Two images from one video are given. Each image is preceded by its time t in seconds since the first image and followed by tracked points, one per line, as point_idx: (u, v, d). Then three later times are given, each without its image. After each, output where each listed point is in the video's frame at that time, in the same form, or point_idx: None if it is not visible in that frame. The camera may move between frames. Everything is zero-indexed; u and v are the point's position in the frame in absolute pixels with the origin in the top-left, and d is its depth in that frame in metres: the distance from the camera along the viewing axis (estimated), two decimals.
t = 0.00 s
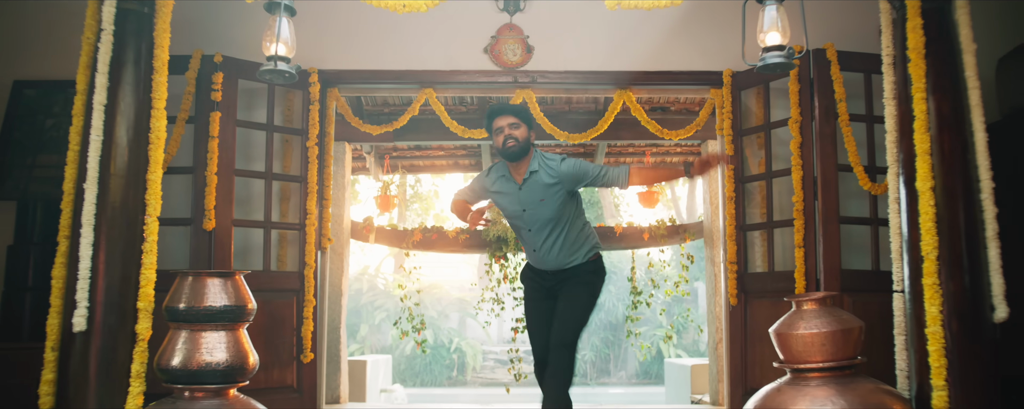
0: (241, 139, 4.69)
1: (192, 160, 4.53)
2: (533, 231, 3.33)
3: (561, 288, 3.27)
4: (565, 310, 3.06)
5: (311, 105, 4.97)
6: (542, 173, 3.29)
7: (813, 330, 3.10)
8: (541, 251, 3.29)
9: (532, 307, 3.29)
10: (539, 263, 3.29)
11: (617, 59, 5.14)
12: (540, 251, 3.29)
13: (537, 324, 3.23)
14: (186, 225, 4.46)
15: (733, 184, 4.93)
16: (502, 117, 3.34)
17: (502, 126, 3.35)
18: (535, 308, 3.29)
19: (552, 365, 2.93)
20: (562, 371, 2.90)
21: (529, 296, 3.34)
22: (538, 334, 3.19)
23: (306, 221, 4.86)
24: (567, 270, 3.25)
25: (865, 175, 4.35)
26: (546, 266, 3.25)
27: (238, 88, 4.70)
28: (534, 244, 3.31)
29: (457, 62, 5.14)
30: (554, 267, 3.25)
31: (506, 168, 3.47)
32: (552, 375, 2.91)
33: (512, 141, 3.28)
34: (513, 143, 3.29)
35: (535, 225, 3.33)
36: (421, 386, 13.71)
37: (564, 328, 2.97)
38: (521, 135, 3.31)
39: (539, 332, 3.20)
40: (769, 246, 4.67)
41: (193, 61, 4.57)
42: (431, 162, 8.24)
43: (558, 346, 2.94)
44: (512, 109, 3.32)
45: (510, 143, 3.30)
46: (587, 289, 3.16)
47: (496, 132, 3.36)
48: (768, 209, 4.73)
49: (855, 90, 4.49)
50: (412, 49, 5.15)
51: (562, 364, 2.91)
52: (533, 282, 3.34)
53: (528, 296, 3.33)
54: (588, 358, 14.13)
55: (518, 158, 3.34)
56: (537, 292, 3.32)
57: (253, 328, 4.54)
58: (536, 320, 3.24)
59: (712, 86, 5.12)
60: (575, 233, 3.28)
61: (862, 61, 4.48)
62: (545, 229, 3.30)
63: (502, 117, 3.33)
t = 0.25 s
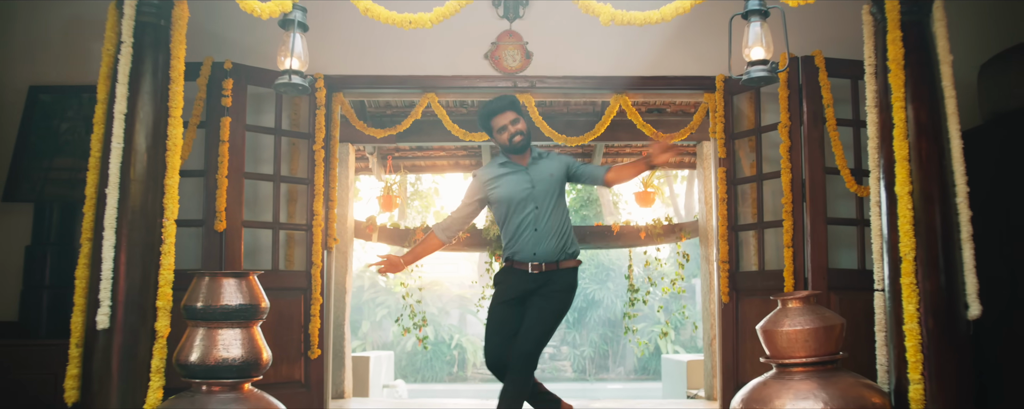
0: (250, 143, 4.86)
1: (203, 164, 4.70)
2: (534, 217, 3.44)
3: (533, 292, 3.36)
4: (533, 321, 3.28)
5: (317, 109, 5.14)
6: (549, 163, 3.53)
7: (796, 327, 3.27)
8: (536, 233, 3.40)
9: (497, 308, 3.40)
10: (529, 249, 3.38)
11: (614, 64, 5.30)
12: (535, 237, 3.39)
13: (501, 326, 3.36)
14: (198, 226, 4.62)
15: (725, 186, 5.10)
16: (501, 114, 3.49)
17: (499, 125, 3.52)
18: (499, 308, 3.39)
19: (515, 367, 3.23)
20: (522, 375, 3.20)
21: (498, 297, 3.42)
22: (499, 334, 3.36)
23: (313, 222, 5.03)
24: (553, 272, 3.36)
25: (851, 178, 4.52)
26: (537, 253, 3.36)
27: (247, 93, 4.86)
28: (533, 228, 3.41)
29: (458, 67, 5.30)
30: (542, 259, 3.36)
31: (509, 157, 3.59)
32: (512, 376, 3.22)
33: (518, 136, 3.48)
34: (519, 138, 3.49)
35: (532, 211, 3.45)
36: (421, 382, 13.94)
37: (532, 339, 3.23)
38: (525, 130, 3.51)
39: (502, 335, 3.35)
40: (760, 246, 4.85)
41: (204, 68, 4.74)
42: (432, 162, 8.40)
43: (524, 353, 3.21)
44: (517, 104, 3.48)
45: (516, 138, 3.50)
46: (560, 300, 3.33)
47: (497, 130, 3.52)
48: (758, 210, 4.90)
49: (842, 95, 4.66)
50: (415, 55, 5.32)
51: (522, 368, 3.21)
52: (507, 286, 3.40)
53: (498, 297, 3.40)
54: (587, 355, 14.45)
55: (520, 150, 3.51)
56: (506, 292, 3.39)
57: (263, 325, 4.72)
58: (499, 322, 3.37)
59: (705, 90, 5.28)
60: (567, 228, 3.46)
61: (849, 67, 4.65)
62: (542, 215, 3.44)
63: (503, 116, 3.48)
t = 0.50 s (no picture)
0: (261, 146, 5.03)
1: (216, 166, 4.86)
2: (526, 225, 3.62)
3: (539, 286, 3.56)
4: (544, 309, 3.47)
5: (326, 113, 5.31)
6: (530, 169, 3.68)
7: (785, 324, 3.44)
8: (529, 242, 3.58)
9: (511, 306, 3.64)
10: (525, 257, 3.58)
11: (613, 69, 5.46)
12: (529, 245, 3.58)
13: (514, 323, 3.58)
14: (212, 226, 4.79)
15: (720, 187, 5.26)
16: (491, 122, 3.69)
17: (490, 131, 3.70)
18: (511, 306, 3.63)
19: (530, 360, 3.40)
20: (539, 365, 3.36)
21: (508, 290, 3.64)
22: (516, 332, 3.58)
23: (322, 221, 5.20)
24: (553, 270, 3.55)
25: (842, 180, 4.68)
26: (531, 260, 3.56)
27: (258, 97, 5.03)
28: (524, 237, 3.60)
29: (462, 72, 5.46)
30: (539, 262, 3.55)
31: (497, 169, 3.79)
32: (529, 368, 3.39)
33: (502, 145, 3.64)
34: (502, 147, 3.65)
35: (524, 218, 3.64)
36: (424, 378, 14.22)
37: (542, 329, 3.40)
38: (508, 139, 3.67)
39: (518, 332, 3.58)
40: (754, 245, 5.01)
41: (217, 73, 4.90)
42: (435, 161, 8.56)
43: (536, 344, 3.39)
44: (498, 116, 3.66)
45: (500, 147, 3.66)
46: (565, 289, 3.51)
47: (485, 138, 3.70)
48: (752, 210, 5.07)
49: (833, 100, 4.83)
50: (420, 60, 5.48)
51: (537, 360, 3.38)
52: (514, 280, 3.61)
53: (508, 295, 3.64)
54: (588, 350, 14.62)
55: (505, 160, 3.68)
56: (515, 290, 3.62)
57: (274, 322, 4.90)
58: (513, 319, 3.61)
59: (702, 94, 5.44)
60: (561, 230, 3.61)
61: (840, 73, 4.81)
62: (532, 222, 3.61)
63: (490, 125, 3.66)
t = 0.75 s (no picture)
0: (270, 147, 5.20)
1: (226, 168, 5.03)
2: (539, 210, 3.78)
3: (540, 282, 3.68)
4: (548, 308, 3.62)
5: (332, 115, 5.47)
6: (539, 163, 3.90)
7: (773, 319, 3.61)
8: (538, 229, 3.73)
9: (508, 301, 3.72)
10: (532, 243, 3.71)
11: (610, 72, 5.63)
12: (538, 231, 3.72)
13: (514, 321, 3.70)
14: (222, 225, 4.96)
15: (714, 187, 5.43)
16: (497, 118, 3.85)
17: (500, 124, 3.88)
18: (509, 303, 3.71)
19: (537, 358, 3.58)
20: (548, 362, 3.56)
21: (509, 288, 3.73)
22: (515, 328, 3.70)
23: (328, 221, 5.37)
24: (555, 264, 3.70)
25: (831, 180, 4.85)
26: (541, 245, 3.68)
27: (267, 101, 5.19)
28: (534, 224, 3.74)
29: (464, 75, 5.62)
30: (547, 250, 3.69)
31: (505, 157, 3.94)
32: (536, 365, 3.56)
33: (515, 137, 3.82)
34: (514, 140, 3.84)
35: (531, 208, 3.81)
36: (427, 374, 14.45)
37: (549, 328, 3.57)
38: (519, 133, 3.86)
39: (517, 332, 3.70)
40: (746, 243, 5.18)
41: (227, 78, 5.07)
42: (437, 161, 8.72)
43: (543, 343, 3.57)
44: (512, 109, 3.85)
45: (512, 139, 3.84)
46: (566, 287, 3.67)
47: (495, 131, 3.88)
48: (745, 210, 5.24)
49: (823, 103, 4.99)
50: (423, 63, 5.64)
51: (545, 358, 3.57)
52: (515, 278, 3.72)
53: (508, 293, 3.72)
54: (586, 346, 14.75)
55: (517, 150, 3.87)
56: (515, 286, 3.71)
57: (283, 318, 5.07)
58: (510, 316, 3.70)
59: (696, 97, 5.60)
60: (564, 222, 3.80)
61: (829, 76, 4.97)
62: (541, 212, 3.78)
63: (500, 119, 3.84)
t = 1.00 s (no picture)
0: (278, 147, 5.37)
1: (237, 167, 5.20)
2: (528, 215, 3.98)
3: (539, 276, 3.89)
4: (546, 299, 3.80)
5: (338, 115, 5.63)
6: (534, 166, 4.06)
7: (762, 313, 3.78)
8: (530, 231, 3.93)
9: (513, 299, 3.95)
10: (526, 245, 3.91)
11: (608, 74, 5.79)
12: (531, 233, 3.92)
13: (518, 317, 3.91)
14: (233, 223, 5.13)
15: (709, 185, 5.60)
16: (496, 122, 4.03)
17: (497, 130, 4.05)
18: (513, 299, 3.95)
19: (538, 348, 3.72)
20: (548, 351, 3.67)
21: (508, 284, 3.96)
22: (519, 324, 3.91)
23: (334, 218, 5.54)
24: (551, 260, 3.88)
25: (821, 179, 5.02)
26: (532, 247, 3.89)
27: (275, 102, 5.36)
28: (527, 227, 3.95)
29: (466, 76, 5.78)
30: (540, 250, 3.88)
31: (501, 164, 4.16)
32: (538, 357, 3.69)
33: (508, 142, 3.97)
34: (507, 144, 3.99)
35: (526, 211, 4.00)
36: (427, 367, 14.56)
37: (548, 317, 3.73)
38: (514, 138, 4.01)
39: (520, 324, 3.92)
40: (739, 240, 5.35)
41: (236, 79, 5.23)
42: (438, 159, 8.88)
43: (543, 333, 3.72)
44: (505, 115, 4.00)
45: (506, 144, 4.00)
46: (564, 279, 3.85)
47: (491, 136, 4.05)
48: (738, 207, 5.40)
49: (814, 104, 5.16)
50: (426, 64, 5.80)
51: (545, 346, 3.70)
52: (514, 273, 3.94)
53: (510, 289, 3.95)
54: (586, 340, 15.02)
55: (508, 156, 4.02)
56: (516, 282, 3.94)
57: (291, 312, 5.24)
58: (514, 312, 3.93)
59: (692, 97, 5.77)
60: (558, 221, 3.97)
61: (820, 79, 5.14)
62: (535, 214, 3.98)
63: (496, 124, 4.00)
